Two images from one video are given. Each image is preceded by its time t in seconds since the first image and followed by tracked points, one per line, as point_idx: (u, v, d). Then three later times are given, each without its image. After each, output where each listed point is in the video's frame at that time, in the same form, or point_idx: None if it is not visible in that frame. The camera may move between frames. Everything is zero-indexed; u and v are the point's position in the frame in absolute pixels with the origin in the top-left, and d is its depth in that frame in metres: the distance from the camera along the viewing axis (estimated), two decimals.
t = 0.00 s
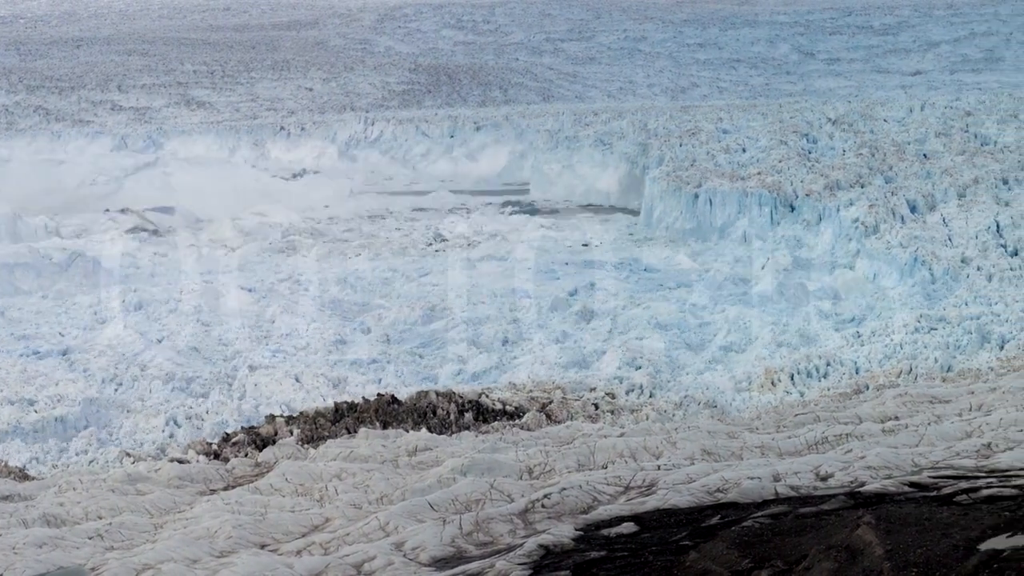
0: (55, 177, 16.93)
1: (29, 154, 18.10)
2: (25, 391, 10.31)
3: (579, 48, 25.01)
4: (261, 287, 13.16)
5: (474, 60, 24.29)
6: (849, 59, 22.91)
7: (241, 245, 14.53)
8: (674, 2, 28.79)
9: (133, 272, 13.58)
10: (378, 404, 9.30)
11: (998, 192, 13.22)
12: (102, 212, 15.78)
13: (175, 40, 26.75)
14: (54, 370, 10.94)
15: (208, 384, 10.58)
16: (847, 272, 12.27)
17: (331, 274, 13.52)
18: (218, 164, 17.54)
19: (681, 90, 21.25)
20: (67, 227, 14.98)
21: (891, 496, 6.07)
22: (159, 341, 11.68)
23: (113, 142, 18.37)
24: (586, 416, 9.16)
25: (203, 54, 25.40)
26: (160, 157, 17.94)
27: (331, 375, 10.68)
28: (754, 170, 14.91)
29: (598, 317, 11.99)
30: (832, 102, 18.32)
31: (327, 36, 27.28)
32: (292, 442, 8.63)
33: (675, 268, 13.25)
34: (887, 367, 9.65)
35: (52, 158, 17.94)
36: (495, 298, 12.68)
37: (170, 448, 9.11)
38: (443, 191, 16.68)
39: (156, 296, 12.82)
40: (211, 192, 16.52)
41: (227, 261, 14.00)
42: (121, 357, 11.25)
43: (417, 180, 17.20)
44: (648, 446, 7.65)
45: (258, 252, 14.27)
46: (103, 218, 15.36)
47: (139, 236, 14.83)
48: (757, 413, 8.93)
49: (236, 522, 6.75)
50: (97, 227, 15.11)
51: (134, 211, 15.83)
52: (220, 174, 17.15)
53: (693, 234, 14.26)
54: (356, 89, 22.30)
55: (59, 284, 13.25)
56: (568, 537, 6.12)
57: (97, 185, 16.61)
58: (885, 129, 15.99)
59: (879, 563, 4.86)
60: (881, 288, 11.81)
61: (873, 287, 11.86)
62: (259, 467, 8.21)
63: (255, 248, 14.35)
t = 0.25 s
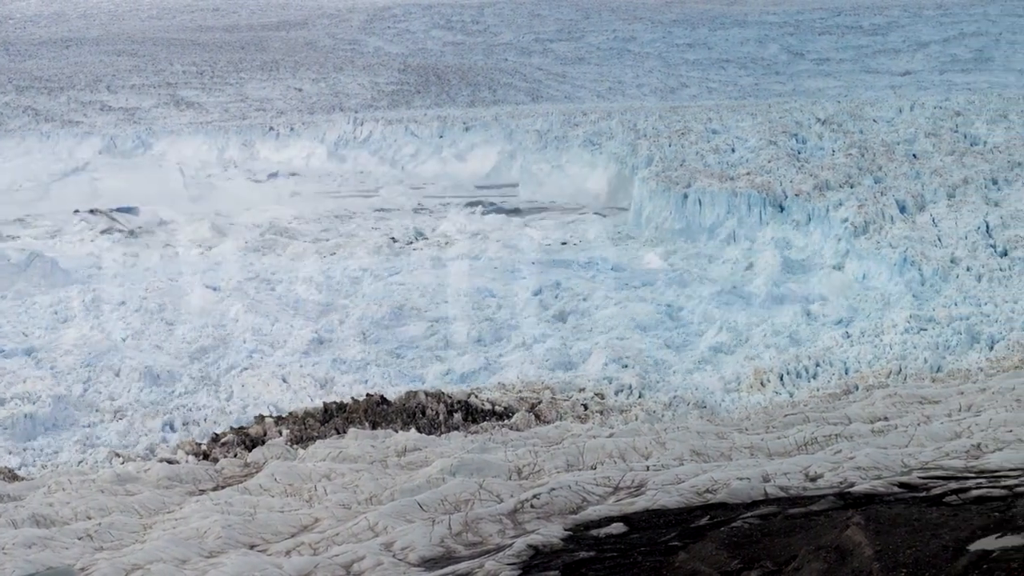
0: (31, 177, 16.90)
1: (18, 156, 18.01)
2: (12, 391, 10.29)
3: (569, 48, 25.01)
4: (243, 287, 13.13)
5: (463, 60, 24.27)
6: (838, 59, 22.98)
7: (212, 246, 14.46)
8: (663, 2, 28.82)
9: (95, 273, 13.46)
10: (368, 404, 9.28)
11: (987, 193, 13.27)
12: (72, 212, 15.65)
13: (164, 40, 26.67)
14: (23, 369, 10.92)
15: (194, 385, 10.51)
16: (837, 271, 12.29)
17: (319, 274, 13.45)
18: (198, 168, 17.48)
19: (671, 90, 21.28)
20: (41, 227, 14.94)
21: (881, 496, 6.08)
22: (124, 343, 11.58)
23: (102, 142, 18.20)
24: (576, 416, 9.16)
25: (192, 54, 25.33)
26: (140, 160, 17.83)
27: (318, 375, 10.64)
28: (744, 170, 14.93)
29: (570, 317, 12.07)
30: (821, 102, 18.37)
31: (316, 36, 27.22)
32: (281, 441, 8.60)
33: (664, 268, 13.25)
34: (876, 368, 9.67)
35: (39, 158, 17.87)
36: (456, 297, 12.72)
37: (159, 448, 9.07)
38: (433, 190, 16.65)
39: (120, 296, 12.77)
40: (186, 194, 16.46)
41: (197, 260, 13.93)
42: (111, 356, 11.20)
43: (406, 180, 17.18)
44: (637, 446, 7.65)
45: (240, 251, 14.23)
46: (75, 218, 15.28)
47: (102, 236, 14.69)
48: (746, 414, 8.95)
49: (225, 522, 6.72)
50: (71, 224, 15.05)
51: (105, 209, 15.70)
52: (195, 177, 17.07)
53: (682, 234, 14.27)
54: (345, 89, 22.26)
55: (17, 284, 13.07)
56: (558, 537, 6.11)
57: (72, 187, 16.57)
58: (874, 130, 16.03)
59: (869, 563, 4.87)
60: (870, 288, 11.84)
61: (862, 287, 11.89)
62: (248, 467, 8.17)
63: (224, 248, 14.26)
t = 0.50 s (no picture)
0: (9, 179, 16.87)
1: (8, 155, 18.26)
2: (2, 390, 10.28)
3: (559, 48, 25.01)
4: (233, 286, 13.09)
5: (453, 60, 24.24)
6: (828, 59, 23.03)
7: (190, 245, 14.41)
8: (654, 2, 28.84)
9: (70, 273, 13.42)
10: (357, 404, 9.25)
11: (976, 193, 13.32)
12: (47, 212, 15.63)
13: (154, 40, 26.63)
14: (1, 368, 10.86)
15: (181, 385, 10.46)
16: (826, 271, 12.30)
17: (307, 273, 13.42)
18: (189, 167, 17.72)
19: (660, 90, 21.30)
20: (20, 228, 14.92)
21: (870, 496, 6.09)
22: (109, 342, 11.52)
23: (91, 142, 18.48)
24: (565, 416, 9.15)
25: (182, 54, 25.30)
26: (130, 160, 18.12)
27: (306, 375, 10.59)
28: (733, 170, 14.94)
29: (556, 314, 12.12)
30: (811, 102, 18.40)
31: (306, 35, 27.16)
32: (271, 441, 8.56)
33: (654, 268, 13.25)
34: (866, 367, 9.69)
35: (30, 159, 18.08)
36: (435, 295, 12.73)
37: (149, 448, 9.02)
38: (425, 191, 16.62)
39: (96, 295, 12.71)
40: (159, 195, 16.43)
41: (172, 259, 13.86)
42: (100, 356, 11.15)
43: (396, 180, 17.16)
44: (627, 446, 7.64)
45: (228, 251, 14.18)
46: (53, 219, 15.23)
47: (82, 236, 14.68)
48: (736, 413, 8.95)
49: (215, 522, 6.69)
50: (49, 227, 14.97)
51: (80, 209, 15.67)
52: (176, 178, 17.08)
53: (672, 234, 14.29)
54: (335, 89, 22.20)
55: None
56: (547, 537, 6.10)
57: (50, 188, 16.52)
58: (864, 130, 16.06)
59: (858, 564, 4.88)
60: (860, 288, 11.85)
61: (852, 287, 11.91)
62: (238, 467, 8.13)
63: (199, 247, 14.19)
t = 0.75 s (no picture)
0: None
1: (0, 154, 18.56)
2: None
3: (548, 48, 25.01)
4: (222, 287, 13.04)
5: (443, 60, 24.23)
6: (817, 59, 23.09)
7: (155, 245, 14.41)
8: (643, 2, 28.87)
9: (31, 273, 13.36)
10: (347, 404, 9.22)
11: (966, 193, 13.36)
12: (11, 212, 15.54)
13: (143, 40, 26.60)
14: None
15: (170, 385, 10.41)
16: (816, 271, 12.32)
17: (296, 274, 13.38)
18: (179, 167, 17.89)
19: (650, 90, 21.31)
20: None
21: (860, 496, 6.10)
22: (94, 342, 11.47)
23: (80, 142, 18.72)
24: (555, 416, 9.14)
25: (171, 54, 25.28)
26: (120, 159, 18.30)
27: (295, 375, 10.55)
28: (723, 170, 14.96)
29: (527, 317, 12.05)
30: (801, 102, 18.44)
31: (295, 35, 27.10)
32: (260, 441, 8.53)
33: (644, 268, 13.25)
34: (855, 368, 9.71)
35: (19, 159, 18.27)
36: (399, 295, 12.70)
37: (138, 448, 8.98)
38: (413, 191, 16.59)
39: (59, 295, 12.67)
40: (126, 196, 16.42)
41: (137, 258, 13.84)
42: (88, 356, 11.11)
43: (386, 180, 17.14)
44: (617, 446, 7.64)
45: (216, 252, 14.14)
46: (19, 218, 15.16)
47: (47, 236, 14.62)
48: (726, 413, 8.96)
49: (204, 522, 6.66)
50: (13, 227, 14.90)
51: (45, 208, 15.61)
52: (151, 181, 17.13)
53: (662, 234, 14.31)
54: (325, 89, 22.15)
55: None
56: (537, 537, 6.09)
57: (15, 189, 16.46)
58: (854, 130, 16.10)
59: (848, 564, 4.88)
60: (850, 288, 11.88)
61: (842, 288, 11.93)
62: (227, 467, 8.09)
63: (166, 247, 14.20)
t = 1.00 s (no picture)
0: None
1: None
2: None
3: (538, 48, 25.00)
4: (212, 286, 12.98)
5: (432, 60, 24.18)
6: (807, 59, 23.14)
7: (133, 245, 14.45)
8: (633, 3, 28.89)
9: (9, 272, 13.36)
10: (337, 404, 9.19)
11: (955, 193, 13.40)
12: None
13: (132, 40, 26.52)
14: None
15: (157, 385, 10.35)
16: (805, 271, 12.35)
17: (286, 274, 13.34)
18: (169, 167, 17.84)
19: (639, 90, 21.32)
20: None
21: (849, 496, 6.11)
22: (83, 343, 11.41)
23: (70, 142, 18.72)
24: (544, 416, 9.13)
25: (161, 54, 25.21)
26: (107, 159, 18.28)
27: (282, 375, 10.49)
28: (712, 170, 14.98)
29: (513, 315, 12.09)
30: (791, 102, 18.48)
31: (285, 35, 27.03)
32: (250, 441, 8.49)
33: (634, 268, 13.23)
34: (844, 368, 9.73)
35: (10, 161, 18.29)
36: (376, 294, 12.71)
37: (128, 448, 8.93)
38: (402, 191, 16.55)
39: (38, 294, 12.65)
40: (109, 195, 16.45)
41: (115, 258, 13.86)
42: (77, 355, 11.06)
43: (375, 181, 17.10)
44: (606, 446, 7.63)
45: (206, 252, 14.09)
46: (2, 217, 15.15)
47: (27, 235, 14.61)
48: (715, 413, 8.97)
49: (194, 522, 6.63)
50: None
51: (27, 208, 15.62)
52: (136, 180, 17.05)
53: (651, 234, 14.31)
54: (314, 89, 22.10)
55: None
56: (527, 537, 6.08)
57: None
58: (843, 130, 16.14)
59: (837, 564, 4.89)
60: (839, 288, 11.90)
61: (831, 287, 11.95)
62: (217, 467, 8.05)
63: (146, 247, 14.24)
